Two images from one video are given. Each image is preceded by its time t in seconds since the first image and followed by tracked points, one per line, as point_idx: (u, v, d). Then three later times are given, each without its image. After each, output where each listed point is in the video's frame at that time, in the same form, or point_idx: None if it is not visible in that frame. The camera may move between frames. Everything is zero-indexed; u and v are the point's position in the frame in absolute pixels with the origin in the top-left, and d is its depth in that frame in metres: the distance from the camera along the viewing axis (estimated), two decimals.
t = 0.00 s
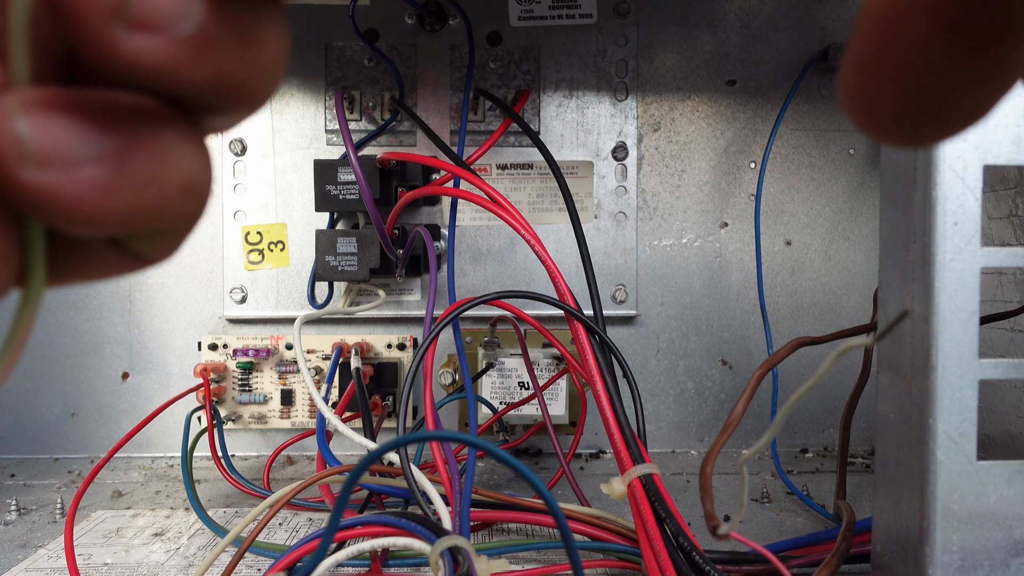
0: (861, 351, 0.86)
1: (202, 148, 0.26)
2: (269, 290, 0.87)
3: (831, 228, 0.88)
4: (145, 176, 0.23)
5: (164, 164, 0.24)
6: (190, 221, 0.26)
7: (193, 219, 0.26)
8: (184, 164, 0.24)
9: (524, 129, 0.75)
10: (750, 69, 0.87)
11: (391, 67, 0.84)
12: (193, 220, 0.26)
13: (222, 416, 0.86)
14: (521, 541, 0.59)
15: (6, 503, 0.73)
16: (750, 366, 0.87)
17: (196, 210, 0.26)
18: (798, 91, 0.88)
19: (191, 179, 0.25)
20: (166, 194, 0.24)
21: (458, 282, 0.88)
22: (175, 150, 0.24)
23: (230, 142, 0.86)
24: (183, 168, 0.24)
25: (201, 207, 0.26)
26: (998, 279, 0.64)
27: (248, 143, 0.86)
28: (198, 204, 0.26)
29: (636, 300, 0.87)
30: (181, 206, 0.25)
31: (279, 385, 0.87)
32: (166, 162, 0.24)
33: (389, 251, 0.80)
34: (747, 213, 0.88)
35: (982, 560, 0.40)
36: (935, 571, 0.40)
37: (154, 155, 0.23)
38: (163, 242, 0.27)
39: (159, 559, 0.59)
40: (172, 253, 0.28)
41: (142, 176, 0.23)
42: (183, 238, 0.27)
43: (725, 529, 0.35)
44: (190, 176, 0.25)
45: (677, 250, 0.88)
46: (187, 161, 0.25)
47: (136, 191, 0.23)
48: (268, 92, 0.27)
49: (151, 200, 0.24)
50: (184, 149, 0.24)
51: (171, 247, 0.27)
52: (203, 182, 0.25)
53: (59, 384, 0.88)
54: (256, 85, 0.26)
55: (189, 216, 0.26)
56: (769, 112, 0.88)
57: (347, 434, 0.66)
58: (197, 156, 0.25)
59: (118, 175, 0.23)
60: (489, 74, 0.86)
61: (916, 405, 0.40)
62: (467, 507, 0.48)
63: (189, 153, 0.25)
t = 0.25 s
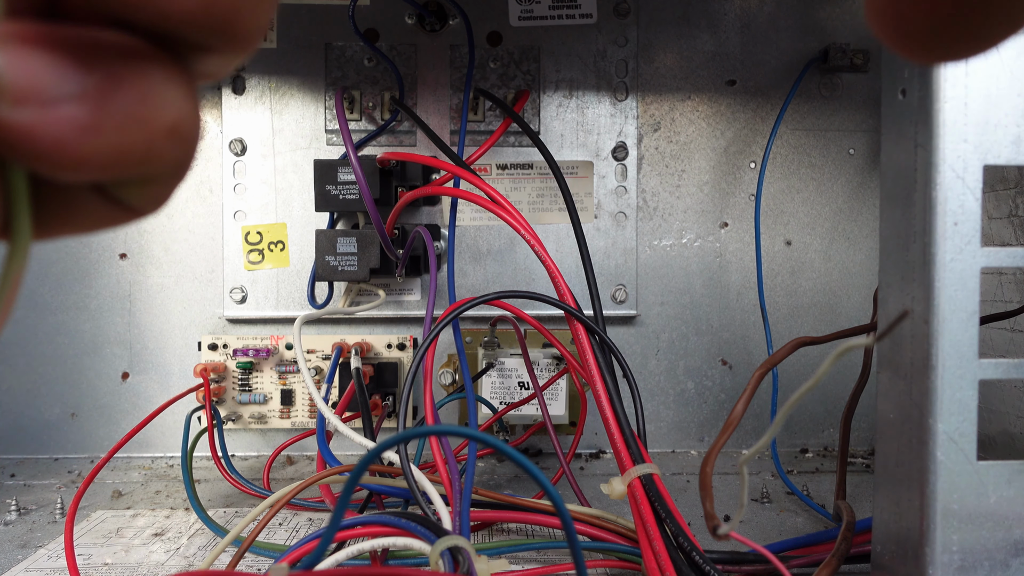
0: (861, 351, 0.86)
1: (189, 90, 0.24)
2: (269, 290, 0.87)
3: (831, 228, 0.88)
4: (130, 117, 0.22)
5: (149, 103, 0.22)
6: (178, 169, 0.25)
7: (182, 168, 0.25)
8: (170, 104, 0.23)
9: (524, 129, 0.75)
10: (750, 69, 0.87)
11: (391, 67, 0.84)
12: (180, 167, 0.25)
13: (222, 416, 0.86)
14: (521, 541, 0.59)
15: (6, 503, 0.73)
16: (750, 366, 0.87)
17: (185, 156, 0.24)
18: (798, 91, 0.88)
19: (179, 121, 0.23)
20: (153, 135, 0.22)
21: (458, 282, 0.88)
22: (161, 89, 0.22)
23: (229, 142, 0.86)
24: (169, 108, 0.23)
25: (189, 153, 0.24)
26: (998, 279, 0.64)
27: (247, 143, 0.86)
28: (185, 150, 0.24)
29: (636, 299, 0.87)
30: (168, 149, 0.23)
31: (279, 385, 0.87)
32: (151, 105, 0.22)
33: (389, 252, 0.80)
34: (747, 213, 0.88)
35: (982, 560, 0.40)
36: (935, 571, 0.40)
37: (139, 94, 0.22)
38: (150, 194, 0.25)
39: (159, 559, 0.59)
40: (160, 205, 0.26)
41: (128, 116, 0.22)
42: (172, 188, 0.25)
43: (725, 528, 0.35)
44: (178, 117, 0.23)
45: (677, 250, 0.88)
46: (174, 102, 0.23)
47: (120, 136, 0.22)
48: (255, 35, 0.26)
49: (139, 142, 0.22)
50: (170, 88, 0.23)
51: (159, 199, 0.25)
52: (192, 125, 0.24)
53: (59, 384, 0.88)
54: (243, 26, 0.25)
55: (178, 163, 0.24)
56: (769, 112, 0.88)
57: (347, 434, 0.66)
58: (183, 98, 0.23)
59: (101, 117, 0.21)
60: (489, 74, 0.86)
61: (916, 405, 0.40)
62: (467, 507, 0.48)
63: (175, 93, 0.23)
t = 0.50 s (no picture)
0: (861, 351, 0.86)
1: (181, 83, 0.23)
2: (269, 290, 0.87)
3: (831, 228, 0.88)
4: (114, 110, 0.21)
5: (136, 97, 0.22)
6: (170, 164, 0.24)
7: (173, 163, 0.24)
8: (158, 97, 0.22)
9: (524, 129, 0.75)
10: (750, 69, 0.87)
11: (391, 67, 0.84)
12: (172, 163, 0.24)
13: (222, 416, 0.86)
14: (521, 542, 0.59)
15: (6, 504, 0.73)
16: (750, 366, 0.87)
17: (177, 151, 0.24)
18: (798, 91, 0.88)
19: (167, 114, 0.23)
20: (139, 128, 0.22)
21: (458, 282, 0.88)
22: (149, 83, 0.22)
23: (229, 142, 0.86)
24: (157, 101, 0.22)
25: (180, 147, 0.24)
26: (998, 279, 0.64)
27: (247, 143, 0.86)
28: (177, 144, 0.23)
29: (636, 299, 0.87)
30: (157, 143, 0.23)
31: (279, 385, 0.87)
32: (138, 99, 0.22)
33: (389, 252, 0.80)
34: (747, 213, 0.88)
35: (983, 560, 0.40)
36: (936, 571, 0.40)
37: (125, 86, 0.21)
38: (143, 188, 0.24)
39: (159, 559, 0.59)
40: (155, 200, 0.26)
41: (112, 108, 0.21)
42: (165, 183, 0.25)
43: (725, 529, 0.35)
44: (166, 110, 0.22)
45: (677, 251, 0.88)
46: (162, 94, 0.22)
47: (103, 128, 0.21)
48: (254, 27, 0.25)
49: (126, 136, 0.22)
50: (159, 80, 0.22)
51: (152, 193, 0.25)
52: (181, 118, 0.23)
53: (59, 384, 0.88)
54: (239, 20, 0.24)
55: (169, 158, 0.23)
56: (769, 112, 0.88)
57: (347, 434, 0.66)
58: (174, 91, 0.23)
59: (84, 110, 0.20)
60: (489, 74, 0.86)
61: (917, 405, 0.40)
62: (467, 507, 0.48)
63: (164, 85, 0.22)
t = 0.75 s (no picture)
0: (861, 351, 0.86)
1: (163, 86, 0.23)
2: (269, 290, 0.87)
3: (831, 228, 0.88)
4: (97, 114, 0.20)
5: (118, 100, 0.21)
6: (153, 168, 0.23)
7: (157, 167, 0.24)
8: (140, 102, 0.22)
9: (524, 129, 0.75)
10: (750, 69, 0.87)
11: (391, 67, 0.84)
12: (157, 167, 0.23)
13: (222, 416, 0.86)
14: (521, 542, 0.59)
15: (6, 504, 0.73)
16: (750, 366, 0.87)
17: (160, 156, 0.23)
18: (798, 91, 0.88)
19: (149, 119, 0.22)
20: (120, 133, 0.21)
21: (458, 282, 0.88)
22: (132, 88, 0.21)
23: (229, 142, 0.86)
24: (138, 106, 0.22)
25: (163, 152, 0.23)
26: (998, 279, 0.64)
27: (247, 143, 0.86)
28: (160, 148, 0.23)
29: (636, 299, 0.87)
30: (139, 148, 0.22)
31: (279, 385, 0.87)
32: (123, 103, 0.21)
33: (389, 252, 0.80)
34: (747, 213, 0.88)
35: (983, 560, 0.40)
36: (936, 571, 0.40)
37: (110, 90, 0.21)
38: (129, 193, 0.24)
39: (159, 559, 0.59)
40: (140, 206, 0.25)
41: (91, 113, 0.20)
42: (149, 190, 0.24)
43: (725, 529, 0.35)
44: (148, 116, 0.22)
45: (677, 251, 0.88)
46: (145, 98, 0.22)
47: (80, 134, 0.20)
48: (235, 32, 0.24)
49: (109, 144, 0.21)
50: (141, 84, 0.22)
51: (137, 200, 0.24)
52: (165, 124, 0.23)
53: (59, 384, 0.88)
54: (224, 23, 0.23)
55: (152, 162, 0.23)
56: (769, 112, 0.88)
57: (347, 434, 0.66)
58: (156, 95, 0.22)
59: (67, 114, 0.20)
60: (489, 74, 0.86)
61: (916, 405, 0.40)
62: (467, 507, 0.48)
63: (146, 90, 0.22)
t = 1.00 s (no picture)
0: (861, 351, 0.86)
1: (159, 82, 0.21)
2: (269, 290, 0.87)
3: (831, 228, 0.88)
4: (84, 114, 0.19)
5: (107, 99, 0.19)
6: (147, 167, 0.22)
7: (150, 166, 0.22)
8: (132, 100, 0.20)
9: (524, 129, 0.75)
10: (750, 69, 0.87)
11: (391, 67, 0.84)
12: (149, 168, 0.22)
13: (222, 416, 0.86)
14: (521, 542, 0.59)
15: (6, 504, 0.73)
16: (750, 366, 0.87)
17: (153, 153, 0.21)
18: (798, 91, 0.88)
19: (142, 118, 0.20)
20: (108, 132, 0.20)
21: (458, 282, 0.88)
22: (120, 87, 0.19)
23: (229, 142, 0.86)
24: (129, 105, 0.20)
25: (156, 152, 0.21)
26: (998, 279, 0.64)
27: (247, 143, 0.86)
28: (152, 148, 0.21)
29: (636, 299, 0.87)
30: (130, 147, 0.21)
31: (279, 385, 0.87)
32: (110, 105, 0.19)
33: (389, 251, 0.80)
34: (747, 213, 0.88)
35: (982, 560, 0.40)
36: (936, 571, 0.40)
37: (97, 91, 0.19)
38: (121, 193, 0.22)
39: (159, 559, 0.59)
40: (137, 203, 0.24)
41: (77, 111, 0.19)
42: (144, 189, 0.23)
43: (725, 529, 0.35)
44: (139, 115, 0.20)
45: (677, 251, 0.88)
46: (137, 96, 0.20)
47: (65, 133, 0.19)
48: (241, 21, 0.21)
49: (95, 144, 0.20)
50: (132, 80, 0.20)
51: (131, 198, 0.23)
52: (159, 122, 0.21)
53: (59, 384, 0.88)
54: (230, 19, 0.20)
55: (145, 160, 0.21)
56: (769, 112, 0.88)
57: (347, 434, 0.66)
58: (150, 93, 0.20)
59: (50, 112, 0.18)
60: (489, 74, 0.86)
61: (917, 405, 0.40)
62: (467, 507, 0.48)
63: (139, 88, 0.20)
